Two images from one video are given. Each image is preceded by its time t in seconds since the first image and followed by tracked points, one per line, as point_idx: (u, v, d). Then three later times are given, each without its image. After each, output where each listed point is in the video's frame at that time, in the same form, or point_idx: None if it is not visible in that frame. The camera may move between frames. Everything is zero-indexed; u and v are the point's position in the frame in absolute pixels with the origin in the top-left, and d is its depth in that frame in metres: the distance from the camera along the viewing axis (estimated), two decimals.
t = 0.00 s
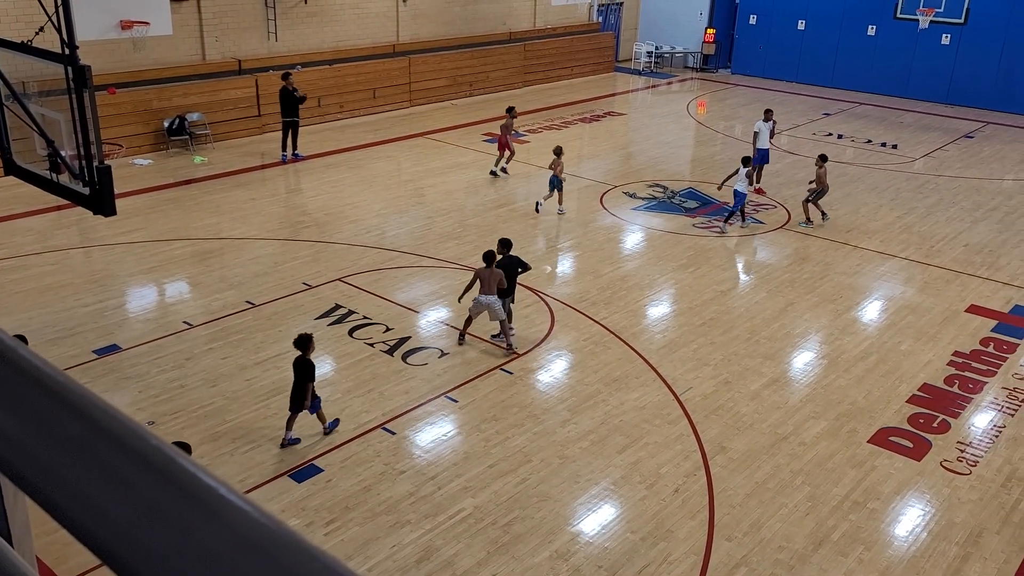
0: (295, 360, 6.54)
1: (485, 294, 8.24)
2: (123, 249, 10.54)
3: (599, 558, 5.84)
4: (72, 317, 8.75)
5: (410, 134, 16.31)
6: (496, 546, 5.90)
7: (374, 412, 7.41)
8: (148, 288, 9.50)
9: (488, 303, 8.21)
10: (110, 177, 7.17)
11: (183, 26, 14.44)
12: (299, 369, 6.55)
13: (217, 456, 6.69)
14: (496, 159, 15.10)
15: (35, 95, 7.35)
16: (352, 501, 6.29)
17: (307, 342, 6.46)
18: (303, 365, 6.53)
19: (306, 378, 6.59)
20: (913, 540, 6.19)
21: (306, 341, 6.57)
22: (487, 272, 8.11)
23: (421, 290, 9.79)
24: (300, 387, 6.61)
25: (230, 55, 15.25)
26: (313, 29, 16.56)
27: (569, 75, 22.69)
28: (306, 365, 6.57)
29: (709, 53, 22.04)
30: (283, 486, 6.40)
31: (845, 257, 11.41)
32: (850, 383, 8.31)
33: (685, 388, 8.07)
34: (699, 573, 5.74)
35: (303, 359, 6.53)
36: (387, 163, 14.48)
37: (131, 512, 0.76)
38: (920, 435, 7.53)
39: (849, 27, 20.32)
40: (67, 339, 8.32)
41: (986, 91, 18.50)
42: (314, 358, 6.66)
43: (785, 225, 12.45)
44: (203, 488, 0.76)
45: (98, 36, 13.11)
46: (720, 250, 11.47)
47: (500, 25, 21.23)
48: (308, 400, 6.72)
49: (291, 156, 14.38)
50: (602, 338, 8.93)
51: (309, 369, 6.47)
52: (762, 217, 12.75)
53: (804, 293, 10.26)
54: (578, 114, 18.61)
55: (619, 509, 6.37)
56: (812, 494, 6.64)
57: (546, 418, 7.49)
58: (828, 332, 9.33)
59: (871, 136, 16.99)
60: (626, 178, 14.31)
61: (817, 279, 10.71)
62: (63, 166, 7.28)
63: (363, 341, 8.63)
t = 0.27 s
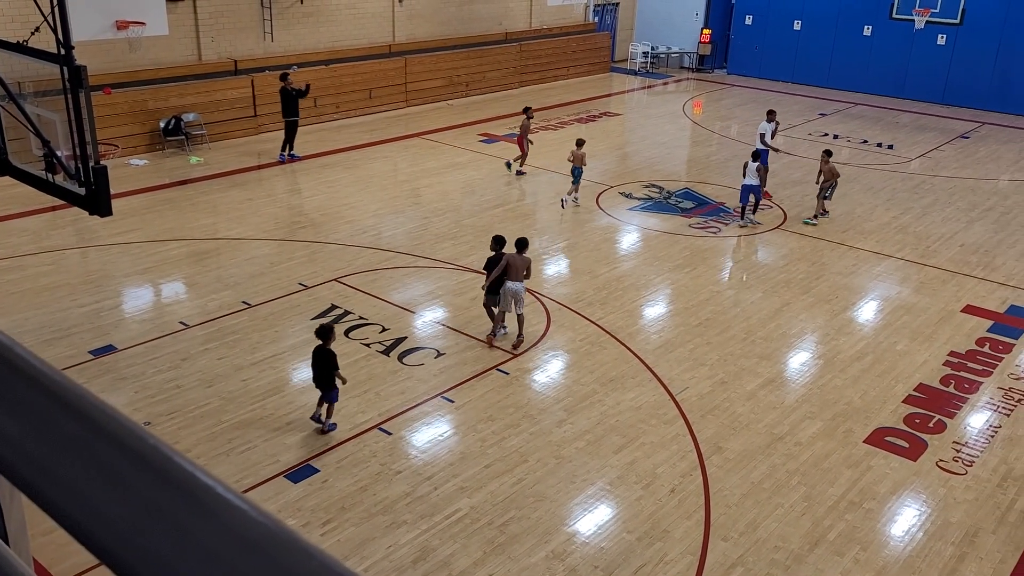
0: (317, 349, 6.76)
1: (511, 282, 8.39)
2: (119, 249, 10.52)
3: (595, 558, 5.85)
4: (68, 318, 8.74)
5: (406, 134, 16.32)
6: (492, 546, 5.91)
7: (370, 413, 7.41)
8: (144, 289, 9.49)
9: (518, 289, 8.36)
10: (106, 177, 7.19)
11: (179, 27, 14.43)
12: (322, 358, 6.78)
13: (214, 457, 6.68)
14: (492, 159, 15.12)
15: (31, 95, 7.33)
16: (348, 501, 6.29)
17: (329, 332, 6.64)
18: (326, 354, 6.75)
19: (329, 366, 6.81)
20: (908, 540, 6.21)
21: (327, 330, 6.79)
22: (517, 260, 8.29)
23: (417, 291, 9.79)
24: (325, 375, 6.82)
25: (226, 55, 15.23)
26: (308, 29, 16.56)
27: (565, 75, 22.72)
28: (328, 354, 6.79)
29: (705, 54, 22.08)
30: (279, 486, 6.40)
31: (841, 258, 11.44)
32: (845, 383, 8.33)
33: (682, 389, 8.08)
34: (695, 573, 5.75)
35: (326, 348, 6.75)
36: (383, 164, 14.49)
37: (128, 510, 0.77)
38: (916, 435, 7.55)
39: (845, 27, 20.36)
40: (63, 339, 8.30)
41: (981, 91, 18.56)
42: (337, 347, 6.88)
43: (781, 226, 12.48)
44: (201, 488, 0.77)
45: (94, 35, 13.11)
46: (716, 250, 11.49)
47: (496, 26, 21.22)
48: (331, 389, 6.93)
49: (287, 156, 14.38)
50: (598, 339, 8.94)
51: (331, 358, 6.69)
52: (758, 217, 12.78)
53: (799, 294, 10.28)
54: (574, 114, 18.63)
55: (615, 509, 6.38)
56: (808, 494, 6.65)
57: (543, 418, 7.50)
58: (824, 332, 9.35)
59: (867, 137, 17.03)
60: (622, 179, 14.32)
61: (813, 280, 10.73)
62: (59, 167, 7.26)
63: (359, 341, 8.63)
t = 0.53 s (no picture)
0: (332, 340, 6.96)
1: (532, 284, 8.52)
2: (116, 248, 10.51)
3: (593, 557, 5.86)
4: (64, 317, 8.72)
5: (403, 134, 16.32)
6: (489, 545, 5.91)
7: (367, 412, 7.42)
8: (141, 288, 9.48)
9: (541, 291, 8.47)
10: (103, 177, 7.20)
11: (175, 26, 14.39)
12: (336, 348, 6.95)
13: (211, 457, 6.68)
14: (489, 159, 15.12)
15: (29, 95, 7.31)
16: (346, 501, 6.30)
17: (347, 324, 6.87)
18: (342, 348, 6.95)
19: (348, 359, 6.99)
20: (905, 539, 6.22)
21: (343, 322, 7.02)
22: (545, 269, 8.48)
23: (415, 290, 9.78)
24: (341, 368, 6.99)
25: (223, 54, 15.21)
26: (305, 29, 16.53)
27: (562, 75, 22.72)
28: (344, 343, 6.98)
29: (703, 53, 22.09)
30: (276, 486, 6.40)
31: (838, 257, 11.45)
32: (842, 382, 8.34)
33: (679, 388, 8.09)
34: (692, 572, 5.76)
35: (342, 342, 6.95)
36: (380, 163, 14.48)
37: (125, 506, 0.79)
38: (913, 434, 7.56)
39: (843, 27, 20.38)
40: (60, 339, 8.30)
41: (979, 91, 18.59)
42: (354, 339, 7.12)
43: (778, 225, 12.49)
44: (200, 485, 0.79)
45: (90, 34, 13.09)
46: (713, 249, 11.49)
47: (494, 25, 21.22)
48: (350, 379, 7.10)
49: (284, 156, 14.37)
50: (596, 338, 8.94)
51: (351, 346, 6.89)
52: (755, 217, 12.79)
53: (797, 293, 10.29)
54: (571, 113, 18.63)
55: (612, 508, 6.39)
56: (805, 493, 6.67)
57: (540, 417, 7.50)
58: (821, 332, 9.36)
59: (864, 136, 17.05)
60: (620, 178, 14.33)
61: (810, 279, 10.74)
62: (55, 166, 7.23)
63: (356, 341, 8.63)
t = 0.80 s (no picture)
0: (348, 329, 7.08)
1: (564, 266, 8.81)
2: (112, 248, 10.49)
3: (590, 557, 5.86)
4: (61, 317, 8.71)
5: (401, 134, 16.31)
6: (487, 545, 5.91)
7: (365, 412, 7.41)
8: (138, 287, 9.47)
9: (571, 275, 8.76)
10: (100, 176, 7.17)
11: (173, 24, 14.35)
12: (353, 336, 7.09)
13: (208, 457, 6.67)
14: (487, 159, 15.11)
15: (25, 93, 7.31)
16: (343, 500, 6.29)
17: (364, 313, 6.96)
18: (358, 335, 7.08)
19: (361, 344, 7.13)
20: (902, 538, 6.23)
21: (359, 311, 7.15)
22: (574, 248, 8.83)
23: (412, 290, 9.78)
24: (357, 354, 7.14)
25: (220, 54, 15.18)
26: (303, 28, 16.51)
27: (560, 75, 22.72)
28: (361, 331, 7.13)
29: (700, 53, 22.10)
30: (273, 486, 6.39)
31: (835, 257, 11.46)
32: (839, 382, 8.35)
33: (676, 388, 8.09)
34: (690, 572, 5.75)
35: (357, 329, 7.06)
36: (378, 163, 14.47)
37: (123, 506, 0.78)
38: (910, 434, 7.57)
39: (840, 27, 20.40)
40: (56, 338, 8.28)
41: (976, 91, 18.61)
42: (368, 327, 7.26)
43: (776, 225, 12.50)
44: (200, 485, 0.79)
45: (88, 33, 13.07)
46: (711, 249, 11.50)
47: (491, 25, 21.21)
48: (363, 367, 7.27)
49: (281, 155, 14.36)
50: (593, 338, 8.94)
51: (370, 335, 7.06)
52: (753, 217, 12.79)
53: (794, 293, 10.30)
54: (569, 113, 18.63)
55: (609, 508, 6.39)
56: (802, 493, 6.67)
57: (537, 417, 7.50)
58: (818, 332, 9.37)
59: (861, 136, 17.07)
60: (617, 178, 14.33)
61: (807, 279, 10.75)
62: (52, 165, 7.21)
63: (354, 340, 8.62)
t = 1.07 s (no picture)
0: (370, 326, 7.11)
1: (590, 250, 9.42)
2: (109, 248, 10.48)
3: (588, 557, 5.85)
4: (58, 317, 8.69)
5: (398, 134, 16.32)
6: (484, 545, 5.90)
7: (362, 413, 7.40)
8: (135, 288, 9.45)
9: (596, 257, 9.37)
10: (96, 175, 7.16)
11: (170, 24, 14.35)
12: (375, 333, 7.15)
13: (204, 457, 6.66)
14: (485, 159, 15.11)
15: (21, 93, 7.30)
16: (340, 501, 6.28)
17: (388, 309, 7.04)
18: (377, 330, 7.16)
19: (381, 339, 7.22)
20: (899, 539, 6.23)
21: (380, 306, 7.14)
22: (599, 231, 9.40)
23: (410, 290, 9.78)
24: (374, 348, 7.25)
25: (217, 54, 15.17)
26: (300, 28, 16.50)
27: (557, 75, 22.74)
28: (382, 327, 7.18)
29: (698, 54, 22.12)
30: (270, 486, 6.38)
31: (833, 258, 11.47)
32: (837, 382, 8.36)
33: (674, 388, 8.09)
34: (687, 572, 5.76)
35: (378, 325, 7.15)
36: (375, 163, 14.47)
37: (116, 507, 0.78)
38: (907, 435, 7.58)
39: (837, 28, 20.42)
40: (53, 338, 8.26)
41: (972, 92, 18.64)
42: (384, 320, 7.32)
43: (773, 225, 12.52)
44: (195, 487, 0.79)
45: (85, 33, 13.07)
46: (708, 249, 11.51)
47: (489, 25, 21.22)
48: (379, 359, 7.42)
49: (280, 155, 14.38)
50: (591, 338, 8.95)
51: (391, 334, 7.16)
52: (750, 217, 12.81)
53: (791, 294, 10.31)
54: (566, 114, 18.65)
55: (607, 508, 6.39)
56: (799, 493, 6.67)
57: (535, 417, 7.50)
58: (815, 332, 9.38)
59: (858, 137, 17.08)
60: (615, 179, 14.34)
61: (805, 280, 10.76)
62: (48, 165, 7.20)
63: (351, 340, 8.61)
